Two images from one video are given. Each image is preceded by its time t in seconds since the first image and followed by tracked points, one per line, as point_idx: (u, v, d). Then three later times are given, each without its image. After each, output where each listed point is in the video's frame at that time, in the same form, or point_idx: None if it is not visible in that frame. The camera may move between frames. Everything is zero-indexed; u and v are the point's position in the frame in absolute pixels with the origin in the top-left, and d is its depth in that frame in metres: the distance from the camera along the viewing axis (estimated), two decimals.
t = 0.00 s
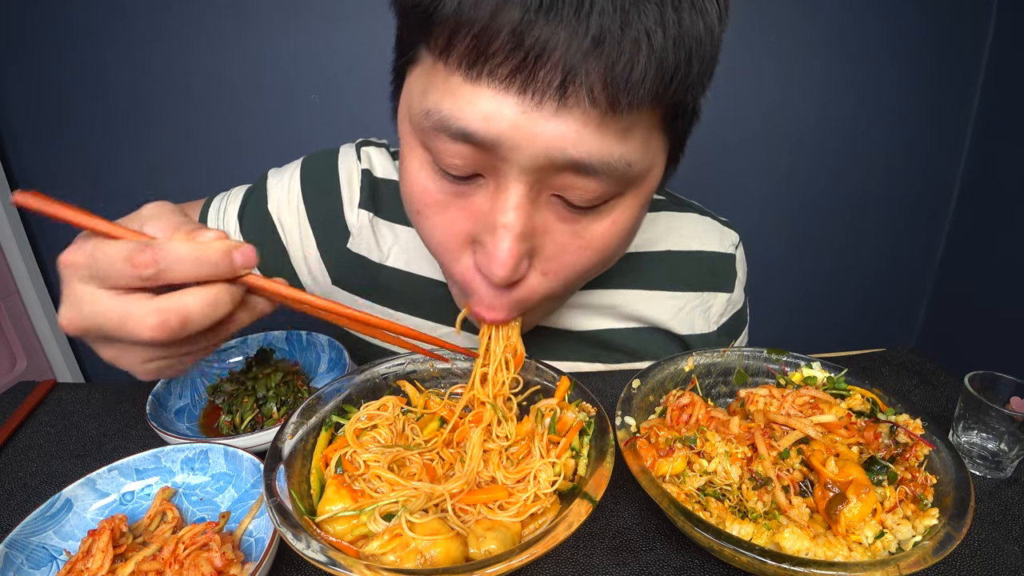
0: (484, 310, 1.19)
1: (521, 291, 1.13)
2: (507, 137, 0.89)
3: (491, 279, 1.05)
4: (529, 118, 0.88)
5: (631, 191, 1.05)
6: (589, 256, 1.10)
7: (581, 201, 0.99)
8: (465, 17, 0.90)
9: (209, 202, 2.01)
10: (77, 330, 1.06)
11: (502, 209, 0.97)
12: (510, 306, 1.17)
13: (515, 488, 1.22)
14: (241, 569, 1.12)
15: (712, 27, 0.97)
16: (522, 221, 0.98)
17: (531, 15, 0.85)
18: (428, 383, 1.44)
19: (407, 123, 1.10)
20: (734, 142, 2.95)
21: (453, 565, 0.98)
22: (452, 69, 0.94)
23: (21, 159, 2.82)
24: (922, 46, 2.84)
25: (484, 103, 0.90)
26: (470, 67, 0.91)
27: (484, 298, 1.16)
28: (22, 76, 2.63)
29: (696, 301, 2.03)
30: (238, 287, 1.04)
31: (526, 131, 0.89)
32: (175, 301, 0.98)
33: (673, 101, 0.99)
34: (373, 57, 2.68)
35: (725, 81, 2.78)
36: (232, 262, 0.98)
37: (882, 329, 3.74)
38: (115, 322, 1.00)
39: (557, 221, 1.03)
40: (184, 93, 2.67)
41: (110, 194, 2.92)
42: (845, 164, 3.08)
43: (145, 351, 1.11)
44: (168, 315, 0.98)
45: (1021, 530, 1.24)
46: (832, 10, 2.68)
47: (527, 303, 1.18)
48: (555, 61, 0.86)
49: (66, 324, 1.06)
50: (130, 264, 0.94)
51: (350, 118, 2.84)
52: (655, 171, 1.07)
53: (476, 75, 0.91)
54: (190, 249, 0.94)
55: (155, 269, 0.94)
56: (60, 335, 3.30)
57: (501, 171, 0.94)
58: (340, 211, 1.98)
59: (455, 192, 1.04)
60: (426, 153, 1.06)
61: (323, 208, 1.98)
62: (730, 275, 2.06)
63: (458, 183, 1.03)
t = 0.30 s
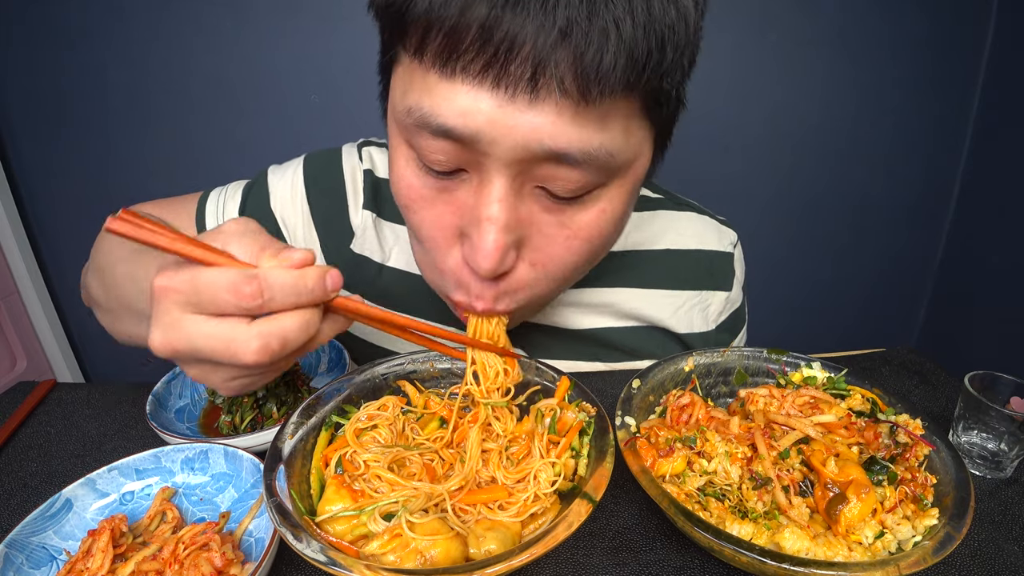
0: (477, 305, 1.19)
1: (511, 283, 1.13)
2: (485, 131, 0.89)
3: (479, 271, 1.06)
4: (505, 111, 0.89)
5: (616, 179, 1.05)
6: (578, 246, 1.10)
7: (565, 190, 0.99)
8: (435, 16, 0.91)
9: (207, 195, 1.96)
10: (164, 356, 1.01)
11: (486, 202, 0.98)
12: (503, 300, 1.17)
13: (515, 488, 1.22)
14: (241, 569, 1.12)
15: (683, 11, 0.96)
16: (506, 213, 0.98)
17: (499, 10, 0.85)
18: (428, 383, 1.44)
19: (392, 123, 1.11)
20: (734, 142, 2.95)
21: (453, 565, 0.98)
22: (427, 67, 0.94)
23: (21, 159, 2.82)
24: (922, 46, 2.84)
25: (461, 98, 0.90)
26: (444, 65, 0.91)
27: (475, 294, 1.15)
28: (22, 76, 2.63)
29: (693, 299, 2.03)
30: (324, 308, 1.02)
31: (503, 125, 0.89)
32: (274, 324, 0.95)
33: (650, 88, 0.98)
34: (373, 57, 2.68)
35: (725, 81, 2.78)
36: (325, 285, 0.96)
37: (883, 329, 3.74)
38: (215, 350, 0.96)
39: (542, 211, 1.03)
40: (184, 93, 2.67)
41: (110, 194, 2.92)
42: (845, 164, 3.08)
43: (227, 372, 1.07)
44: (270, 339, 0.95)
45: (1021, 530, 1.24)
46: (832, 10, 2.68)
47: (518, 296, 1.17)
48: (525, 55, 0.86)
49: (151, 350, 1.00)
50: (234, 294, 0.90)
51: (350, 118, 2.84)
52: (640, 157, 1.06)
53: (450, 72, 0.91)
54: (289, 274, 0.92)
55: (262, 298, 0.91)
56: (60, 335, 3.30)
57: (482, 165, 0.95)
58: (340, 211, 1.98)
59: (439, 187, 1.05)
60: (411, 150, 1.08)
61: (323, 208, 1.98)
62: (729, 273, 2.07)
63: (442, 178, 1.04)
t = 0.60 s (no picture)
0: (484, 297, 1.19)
1: (515, 273, 1.12)
2: (482, 119, 0.89)
3: (482, 260, 1.05)
4: (502, 99, 0.89)
5: (615, 164, 1.04)
6: (580, 234, 1.09)
7: (565, 176, 0.98)
8: (429, 10, 0.91)
9: (207, 195, 1.97)
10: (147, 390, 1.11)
11: (486, 190, 0.97)
12: (510, 292, 1.16)
13: (515, 488, 1.22)
14: (241, 569, 1.12)
15: None
16: (507, 200, 0.98)
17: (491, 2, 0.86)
18: (428, 383, 1.45)
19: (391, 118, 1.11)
20: (734, 142, 2.95)
21: (453, 565, 0.98)
22: (423, 60, 0.94)
23: (21, 159, 2.82)
24: (922, 46, 2.84)
25: (457, 88, 0.90)
26: (439, 57, 0.91)
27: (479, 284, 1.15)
28: (22, 75, 2.63)
29: (694, 299, 2.03)
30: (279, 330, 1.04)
31: (501, 111, 0.89)
32: (226, 357, 1.00)
33: (645, 74, 0.98)
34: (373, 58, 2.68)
35: (726, 81, 2.78)
36: (271, 311, 0.96)
37: (883, 329, 3.74)
38: (179, 383, 1.04)
39: (543, 198, 1.02)
40: (184, 93, 2.67)
41: (110, 194, 2.92)
42: (845, 164, 3.08)
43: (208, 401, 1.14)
44: (225, 371, 1.00)
45: (1021, 530, 1.24)
46: (832, 10, 2.68)
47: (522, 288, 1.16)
48: (519, 43, 0.87)
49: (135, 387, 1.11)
50: (177, 335, 0.96)
51: (350, 118, 2.84)
52: (637, 143, 1.06)
53: (446, 64, 0.91)
54: (227, 309, 0.95)
55: (202, 336, 0.96)
56: (60, 335, 3.30)
57: (481, 154, 0.95)
58: (340, 210, 1.98)
59: (440, 177, 1.05)
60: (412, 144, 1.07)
61: (323, 208, 1.98)
62: (730, 273, 2.07)
63: (443, 169, 1.04)
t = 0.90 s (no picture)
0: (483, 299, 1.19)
1: (513, 276, 1.12)
2: (477, 126, 0.90)
3: (479, 264, 1.06)
4: (496, 106, 0.89)
5: (611, 168, 1.04)
6: (577, 239, 1.09)
7: (560, 182, 0.98)
8: (423, 18, 0.92)
9: (207, 195, 1.97)
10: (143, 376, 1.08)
11: (482, 196, 0.98)
12: (508, 293, 1.16)
13: (515, 488, 1.22)
14: (241, 569, 1.12)
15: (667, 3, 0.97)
16: (503, 205, 0.98)
17: (485, 9, 0.87)
18: (428, 383, 1.45)
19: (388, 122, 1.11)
20: (734, 142, 2.95)
21: (453, 565, 0.98)
22: (417, 68, 0.94)
23: (21, 159, 2.82)
24: (922, 46, 2.84)
25: (451, 94, 0.90)
26: (434, 65, 0.92)
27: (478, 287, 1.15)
28: (22, 75, 2.63)
29: (693, 299, 2.03)
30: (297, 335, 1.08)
31: (496, 118, 0.89)
32: (244, 351, 1.02)
33: (641, 80, 0.98)
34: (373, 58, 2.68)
35: (725, 81, 2.78)
36: (294, 316, 0.99)
37: (883, 329, 3.74)
38: (190, 372, 1.04)
39: (538, 203, 1.03)
40: (184, 93, 2.67)
41: (110, 194, 2.92)
42: (845, 164, 3.08)
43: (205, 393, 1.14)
44: (240, 364, 1.02)
45: (1021, 530, 1.24)
46: (832, 10, 2.69)
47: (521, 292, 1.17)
48: (513, 51, 0.87)
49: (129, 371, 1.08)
50: (198, 323, 0.96)
51: (350, 118, 2.83)
52: (634, 148, 1.06)
53: (440, 72, 0.91)
54: (254, 305, 0.97)
55: (224, 328, 0.96)
56: (60, 335, 3.31)
57: (477, 159, 0.95)
58: (340, 210, 1.98)
59: (436, 182, 1.05)
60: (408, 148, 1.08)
61: (323, 208, 1.98)
62: (729, 273, 2.06)
63: (439, 174, 1.04)
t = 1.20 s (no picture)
0: (486, 310, 1.21)
1: (515, 284, 1.12)
2: (478, 140, 0.90)
3: (482, 274, 1.06)
4: (497, 120, 0.89)
5: (611, 178, 1.04)
6: (578, 247, 1.09)
7: (562, 193, 0.99)
8: (422, 33, 0.91)
9: (207, 194, 1.97)
10: (145, 387, 1.11)
11: (485, 207, 0.98)
12: (510, 302, 1.17)
13: (515, 488, 1.22)
14: (241, 569, 1.12)
15: (666, 11, 0.96)
16: (506, 216, 0.98)
17: (484, 24, 0.86)
18: (428, 383, 1.45)
19: (388, 134, 1.11)
20: (734, 142, 2.95)
21: (453, 565, 0.98)
22: (417, 83, 0.94)
23: (21, 159, 2.82)
24: (922, 46, 2.84)
25: (452, 109, 0.90)
26: (434, 80, 0.92)
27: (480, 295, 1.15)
28: (22, 75, 2.63)
29: (693, 298, 2.03)
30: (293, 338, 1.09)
31: (497, 133, 0.89)
32: (240, 357, 1.02)
33: (640, 90, 0.98)
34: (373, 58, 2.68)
35: (725, 80, 2.78)
36: (290, 320, 1.01)
37: (883, 329, 3.74)
38: (188, 380, 1.05)
39: (541, 214, 1.03)
40: (184, 93, 2.67)
41: (110, 194, 2.92)
42: (845, 164, 3.08)
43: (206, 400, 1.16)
44: (237, 370, 1.02)
45: (1021, 530, 1.24)
46: (832, 11, 2.68)
47: (522, 299, 1.17)
48: (514, 66, 0.86)
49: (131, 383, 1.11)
50: (195, 338, 0.98)
51: (350, 118, 2.83)
52: (634, 156, 1.06)
53: (440, 87, 0.91)
54: (249, 315, 0.98)
55: (222, 341, 0.98)
56: (60, 335, 3.31)
57: (479, 171, 0.95)
58: (340, 211, 1.98)
59: (438, 193, 1.05)
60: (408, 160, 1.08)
61: (323, 207, 1.97)
62: (729, 272, 2.06)
63: (440, 185, 1.04)
